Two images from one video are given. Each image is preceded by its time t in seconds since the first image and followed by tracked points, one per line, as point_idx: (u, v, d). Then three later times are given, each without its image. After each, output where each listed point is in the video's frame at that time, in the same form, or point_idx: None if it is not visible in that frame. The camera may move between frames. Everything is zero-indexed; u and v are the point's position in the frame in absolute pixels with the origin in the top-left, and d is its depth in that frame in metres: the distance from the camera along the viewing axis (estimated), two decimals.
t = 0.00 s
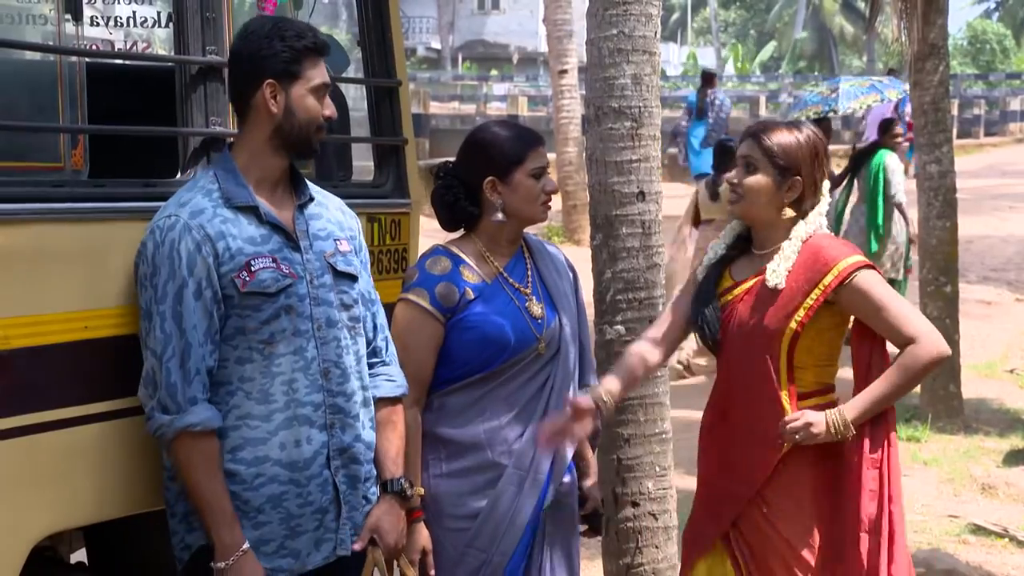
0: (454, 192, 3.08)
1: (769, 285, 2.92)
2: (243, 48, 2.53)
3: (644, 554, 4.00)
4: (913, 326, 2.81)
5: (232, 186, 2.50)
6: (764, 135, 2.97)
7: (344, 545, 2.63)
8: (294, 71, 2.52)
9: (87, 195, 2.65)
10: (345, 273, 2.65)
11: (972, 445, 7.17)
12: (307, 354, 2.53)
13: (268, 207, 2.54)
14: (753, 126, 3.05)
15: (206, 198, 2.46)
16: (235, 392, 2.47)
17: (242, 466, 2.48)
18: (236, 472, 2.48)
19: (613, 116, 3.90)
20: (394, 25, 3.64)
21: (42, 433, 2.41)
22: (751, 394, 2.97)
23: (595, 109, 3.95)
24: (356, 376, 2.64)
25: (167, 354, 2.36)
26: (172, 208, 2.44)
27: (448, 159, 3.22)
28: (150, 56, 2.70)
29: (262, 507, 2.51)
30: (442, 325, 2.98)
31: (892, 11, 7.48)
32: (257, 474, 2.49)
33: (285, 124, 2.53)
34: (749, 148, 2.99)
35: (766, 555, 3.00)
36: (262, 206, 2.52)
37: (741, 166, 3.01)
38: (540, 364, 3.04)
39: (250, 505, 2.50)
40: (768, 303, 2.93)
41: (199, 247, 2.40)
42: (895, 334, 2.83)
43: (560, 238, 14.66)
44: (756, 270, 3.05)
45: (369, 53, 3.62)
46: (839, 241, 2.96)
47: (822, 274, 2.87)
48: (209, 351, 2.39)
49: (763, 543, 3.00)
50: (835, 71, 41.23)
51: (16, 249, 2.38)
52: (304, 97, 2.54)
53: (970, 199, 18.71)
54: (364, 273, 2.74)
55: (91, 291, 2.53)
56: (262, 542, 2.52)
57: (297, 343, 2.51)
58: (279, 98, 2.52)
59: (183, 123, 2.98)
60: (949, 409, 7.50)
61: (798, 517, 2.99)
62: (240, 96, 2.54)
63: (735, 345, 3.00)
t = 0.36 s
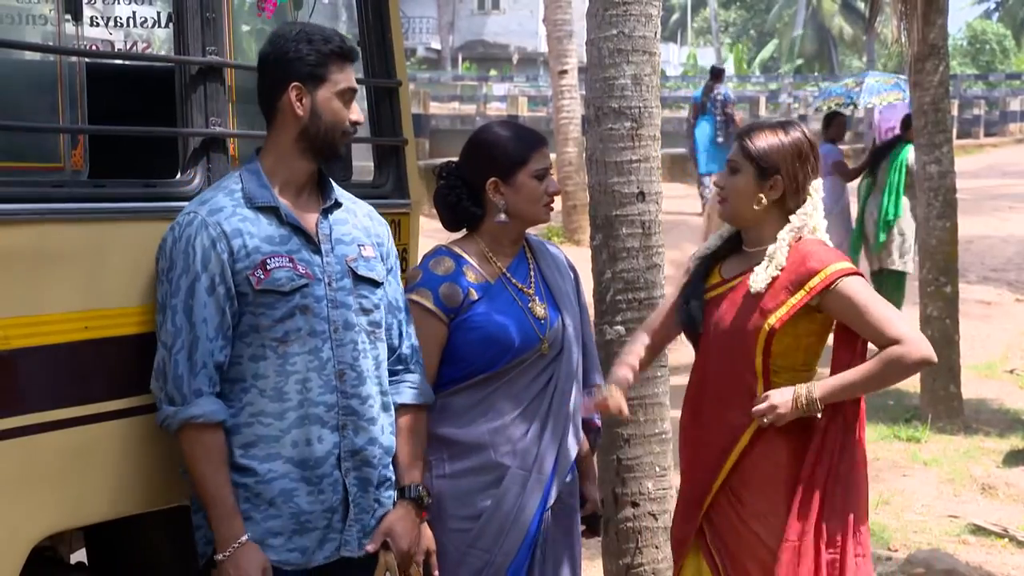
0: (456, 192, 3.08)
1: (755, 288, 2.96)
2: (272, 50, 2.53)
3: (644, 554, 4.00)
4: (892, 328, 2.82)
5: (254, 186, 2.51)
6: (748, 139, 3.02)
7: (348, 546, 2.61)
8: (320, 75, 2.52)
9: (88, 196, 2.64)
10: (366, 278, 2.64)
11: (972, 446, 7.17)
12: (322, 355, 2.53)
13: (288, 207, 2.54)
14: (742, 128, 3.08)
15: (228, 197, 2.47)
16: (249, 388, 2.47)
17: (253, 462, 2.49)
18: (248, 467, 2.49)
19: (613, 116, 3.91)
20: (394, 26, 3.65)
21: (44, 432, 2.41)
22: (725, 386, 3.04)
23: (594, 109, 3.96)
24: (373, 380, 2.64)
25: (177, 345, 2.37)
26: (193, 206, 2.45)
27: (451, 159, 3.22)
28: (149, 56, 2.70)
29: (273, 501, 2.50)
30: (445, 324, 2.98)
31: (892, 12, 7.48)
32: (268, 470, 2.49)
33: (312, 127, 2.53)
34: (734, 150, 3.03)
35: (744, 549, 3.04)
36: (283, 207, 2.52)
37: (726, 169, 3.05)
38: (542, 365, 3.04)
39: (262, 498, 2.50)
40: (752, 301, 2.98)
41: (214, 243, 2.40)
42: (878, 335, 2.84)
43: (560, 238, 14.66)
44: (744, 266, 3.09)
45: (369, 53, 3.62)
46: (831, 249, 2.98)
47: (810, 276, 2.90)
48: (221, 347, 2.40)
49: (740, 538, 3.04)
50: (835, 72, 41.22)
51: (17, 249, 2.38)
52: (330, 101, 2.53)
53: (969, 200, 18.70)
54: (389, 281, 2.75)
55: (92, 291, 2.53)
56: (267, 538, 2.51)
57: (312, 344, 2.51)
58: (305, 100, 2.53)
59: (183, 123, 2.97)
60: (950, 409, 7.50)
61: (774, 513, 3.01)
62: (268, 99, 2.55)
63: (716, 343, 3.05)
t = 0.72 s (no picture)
0: (456, 193, 3.08)
1: (733, 280, 2.96)
2: (268, 49, 2.53)
3: (644, 554, 4.01)
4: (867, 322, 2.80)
5: (253, 186, 2.51)
6: (729, 136, 3.03)
7: (354, 544, 2.61)
8: (314, 76, 2.51)
9: (87, 196, 2.64)
10: (366, 275, 2.65)
11: (973, 446, 7.16)
12: (327, 352, 2.53)
13: (287, 206, 2.54)
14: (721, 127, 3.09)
15: (227, 197, 2.47)
16: (255, 388, 2.47)
17: (259, 462, 2.48)
18: (253, 467, 2.48)
19: (613, 117, 3.91)
20: (394, 26, 3.65)
21: (44, 433, 2.41)
22: (711, 381, 3.04)
23: (595, 110, 3.95)
24: (377, 377, 2.65)
25: (180, 347, 2.36)
26: (192, 206, 2.45)
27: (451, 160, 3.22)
28: (150, 57, 2.69)
29: (279, 502, 2.50)
30: (445, 326, 2.98)
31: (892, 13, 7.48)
32: (275, 470, 2.49)
33: (303, 128, 2.53)
34: (715, 150, 3.04)
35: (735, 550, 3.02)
36: (282, 205, 2.52)
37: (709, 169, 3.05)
38: (543, 365, 3.04)
39: (268, 500, 2.50)
40: (732, 295, 2.98)
41: (216, 242, 2.40)
42: (853, 329, 2.82)
43: (560, 238, 14.66)
44: (723, 264, 3.11)
45: (369, 53, 3.62)
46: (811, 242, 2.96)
47: (786, 270, 2.89)
48: (224, 347, 2.39)
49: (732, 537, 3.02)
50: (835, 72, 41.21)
51: (17, 248, 2.38)
52: (322, 103, 2.52)
53: (970, 200, 18.69)
54: (388, 280, 2.76)
55: (92, 290, 2.53)
56: (271, 541, 2.51)
57: (317, 341, 2.52)
58: (297, 101, 2.52)
59: (183, 124, 2.97)
60: (950, 410, 7.49)
61: (766, 512, 3.00)
62: (263, 99, 2.54)
63: (696, 339, 3.06)
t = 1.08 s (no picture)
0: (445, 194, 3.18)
1: (743, 283, 2.93)
2: (256, 50, 2.52)
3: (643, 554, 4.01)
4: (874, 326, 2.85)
5: (244, 185, 2.50)
6: (718, 141, 3.01)
7: (359, 542, 2.63)
8: (300, 78, 2.50)
9: (86, 196, 2.63)
10: (356, 273, 2.67)
11: (972, 446, 7.16)
12: (327, 350, 2.54)
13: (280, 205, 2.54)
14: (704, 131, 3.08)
15: (220, 196, 2.47)
16: (255, 388, 2.47)
17: (263, 463, 2.48)
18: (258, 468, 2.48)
19: (613, 116, 3.90)
20: (394, 25, 3.64)
21: (43, 434, 2.41)
22: (711, 382, 3.00)
23: (594, 109, 3.95)
24: (371, 376, 2.66)
25: (180, 347, 2.35)
26: (186, 206, 2.44)
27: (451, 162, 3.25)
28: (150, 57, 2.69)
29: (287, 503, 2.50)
30: (435, 324, 2.98)
31: (893, 13, 7.47)
32: (280, 470, 2.49)
33: (287, 131, 2.53)
34: (705, 156, 3.03)
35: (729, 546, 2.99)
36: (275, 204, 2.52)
37: (700, 177, 3.04)
38: (537, 366, 3.03)
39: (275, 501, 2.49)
40: (740, 297, 2.96)
41: (214, 241, 2.39)
42: (857, 333, 2.86)
43: (560, 238, 14.65)
44: (722, 266, 3.08)
45: (369, 53, 3.62)
46: (806, 241, 3.00)
47: (794, 270, 2.90)
48: (222, 345, 2.39)
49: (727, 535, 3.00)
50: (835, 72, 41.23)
51: (16, 248, 2.38)
52: (307, 106, 2.51)
53: (969, 200, 18.70)
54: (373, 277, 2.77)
55: (90, 290, 2.53)
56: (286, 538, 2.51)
57: (316, 339, 2.52)
58: (281, 103, 2.52)
59: (183, 124, 2.97)
60: (950, 410, 7.49)
61: (765, 512, 2.98)
62: (247, 99, 2.54)
63: (699, 344, 3.01)
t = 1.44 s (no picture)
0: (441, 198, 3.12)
1: (783, 272, 2.89)
2: (258, 49, 2.48)
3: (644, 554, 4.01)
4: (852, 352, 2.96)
5: (245, 184, 2.49)
6: (768, 155, 2.91)
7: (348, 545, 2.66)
8: (307, 77, 2.50)
9: (87, 196, 2.60)
10: (340, 271, 2.68)
11: (973, 446, 7.16)
12: (323, 353, 2.55)
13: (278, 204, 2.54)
14: (737, 141, 2.94)
15: (223, 195, 2.44)
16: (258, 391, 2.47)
17: (264, 466, 2.51)
18: (257, 472, 2.51)
19: (613, 116, 3.90)
20: (394, 25, 3.65)
21: (43, 434, 2.41)
22: (744, 376, 2.89)
23: (594, 109, 3.95)
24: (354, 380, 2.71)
25: (195, 349, 2.33)
26: (192, 205, 2.40)
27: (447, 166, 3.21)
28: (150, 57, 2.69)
29: (286, 507, 2.53)
30: (418, 320, 2.98)
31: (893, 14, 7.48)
32: (279, 474, 2.52)
33: (294, 131, 2.52)
34: (760, 172, 2.91)
35: (768, 552, 2.86)
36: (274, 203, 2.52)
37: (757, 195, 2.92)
38: (512, 367, 2.96)
39: (274, 505, 2.52)
40: (776, 291, 2.89)
41: (226, 243, 2.38)
42: (836, 353, 2.95)
43: (561, 238, 14.65)
44: (740, 268, 2.96)
45: (369, 53, 3.62)
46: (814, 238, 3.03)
47: (822, 269, 2.92)
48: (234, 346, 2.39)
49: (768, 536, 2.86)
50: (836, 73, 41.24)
51: (17, 247, 2.38)
52: (315, 104, 2.52)
53: (970, 200, 18.70)
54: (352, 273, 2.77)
55: (90, 291, 2.53)
56: (286, 543, 2.53)
57: (314, 342, 2.53)
58: (290, 103, 2.50)
59: (184, 124, 2.97)
60: (950, 410, 7.50)
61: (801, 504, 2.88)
62: (251, 98, 2.50)
63: (737, 341, 2.89)
